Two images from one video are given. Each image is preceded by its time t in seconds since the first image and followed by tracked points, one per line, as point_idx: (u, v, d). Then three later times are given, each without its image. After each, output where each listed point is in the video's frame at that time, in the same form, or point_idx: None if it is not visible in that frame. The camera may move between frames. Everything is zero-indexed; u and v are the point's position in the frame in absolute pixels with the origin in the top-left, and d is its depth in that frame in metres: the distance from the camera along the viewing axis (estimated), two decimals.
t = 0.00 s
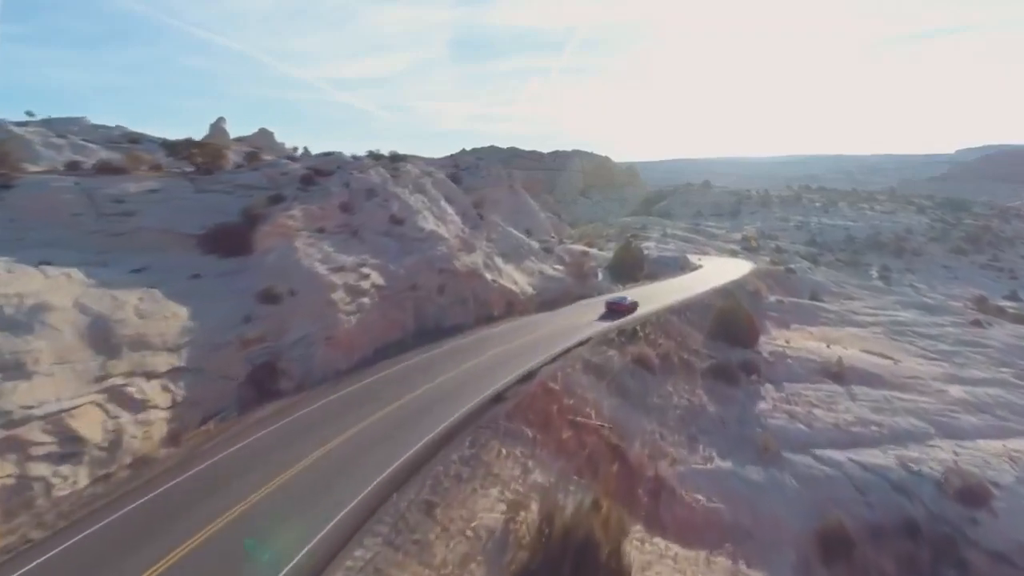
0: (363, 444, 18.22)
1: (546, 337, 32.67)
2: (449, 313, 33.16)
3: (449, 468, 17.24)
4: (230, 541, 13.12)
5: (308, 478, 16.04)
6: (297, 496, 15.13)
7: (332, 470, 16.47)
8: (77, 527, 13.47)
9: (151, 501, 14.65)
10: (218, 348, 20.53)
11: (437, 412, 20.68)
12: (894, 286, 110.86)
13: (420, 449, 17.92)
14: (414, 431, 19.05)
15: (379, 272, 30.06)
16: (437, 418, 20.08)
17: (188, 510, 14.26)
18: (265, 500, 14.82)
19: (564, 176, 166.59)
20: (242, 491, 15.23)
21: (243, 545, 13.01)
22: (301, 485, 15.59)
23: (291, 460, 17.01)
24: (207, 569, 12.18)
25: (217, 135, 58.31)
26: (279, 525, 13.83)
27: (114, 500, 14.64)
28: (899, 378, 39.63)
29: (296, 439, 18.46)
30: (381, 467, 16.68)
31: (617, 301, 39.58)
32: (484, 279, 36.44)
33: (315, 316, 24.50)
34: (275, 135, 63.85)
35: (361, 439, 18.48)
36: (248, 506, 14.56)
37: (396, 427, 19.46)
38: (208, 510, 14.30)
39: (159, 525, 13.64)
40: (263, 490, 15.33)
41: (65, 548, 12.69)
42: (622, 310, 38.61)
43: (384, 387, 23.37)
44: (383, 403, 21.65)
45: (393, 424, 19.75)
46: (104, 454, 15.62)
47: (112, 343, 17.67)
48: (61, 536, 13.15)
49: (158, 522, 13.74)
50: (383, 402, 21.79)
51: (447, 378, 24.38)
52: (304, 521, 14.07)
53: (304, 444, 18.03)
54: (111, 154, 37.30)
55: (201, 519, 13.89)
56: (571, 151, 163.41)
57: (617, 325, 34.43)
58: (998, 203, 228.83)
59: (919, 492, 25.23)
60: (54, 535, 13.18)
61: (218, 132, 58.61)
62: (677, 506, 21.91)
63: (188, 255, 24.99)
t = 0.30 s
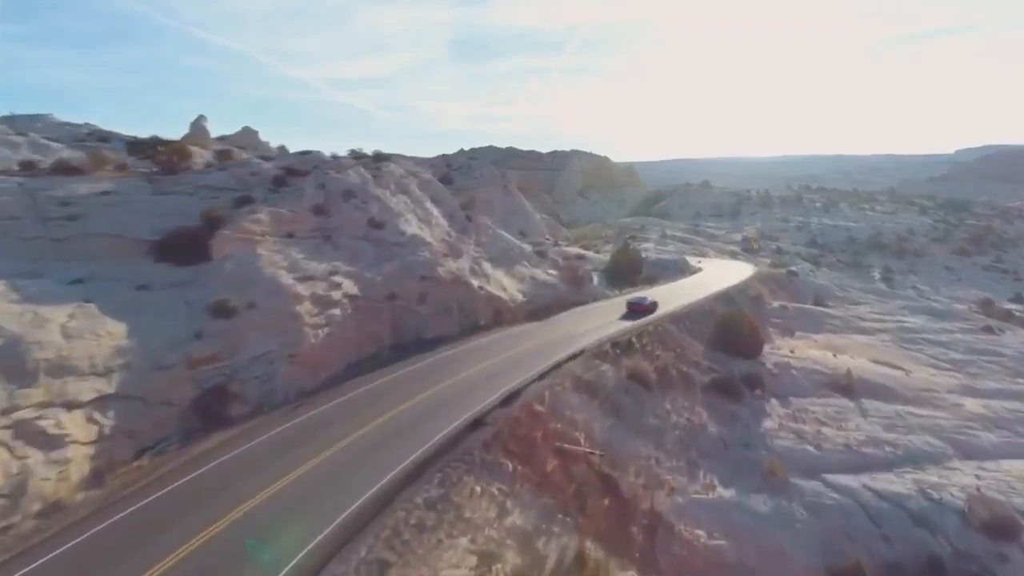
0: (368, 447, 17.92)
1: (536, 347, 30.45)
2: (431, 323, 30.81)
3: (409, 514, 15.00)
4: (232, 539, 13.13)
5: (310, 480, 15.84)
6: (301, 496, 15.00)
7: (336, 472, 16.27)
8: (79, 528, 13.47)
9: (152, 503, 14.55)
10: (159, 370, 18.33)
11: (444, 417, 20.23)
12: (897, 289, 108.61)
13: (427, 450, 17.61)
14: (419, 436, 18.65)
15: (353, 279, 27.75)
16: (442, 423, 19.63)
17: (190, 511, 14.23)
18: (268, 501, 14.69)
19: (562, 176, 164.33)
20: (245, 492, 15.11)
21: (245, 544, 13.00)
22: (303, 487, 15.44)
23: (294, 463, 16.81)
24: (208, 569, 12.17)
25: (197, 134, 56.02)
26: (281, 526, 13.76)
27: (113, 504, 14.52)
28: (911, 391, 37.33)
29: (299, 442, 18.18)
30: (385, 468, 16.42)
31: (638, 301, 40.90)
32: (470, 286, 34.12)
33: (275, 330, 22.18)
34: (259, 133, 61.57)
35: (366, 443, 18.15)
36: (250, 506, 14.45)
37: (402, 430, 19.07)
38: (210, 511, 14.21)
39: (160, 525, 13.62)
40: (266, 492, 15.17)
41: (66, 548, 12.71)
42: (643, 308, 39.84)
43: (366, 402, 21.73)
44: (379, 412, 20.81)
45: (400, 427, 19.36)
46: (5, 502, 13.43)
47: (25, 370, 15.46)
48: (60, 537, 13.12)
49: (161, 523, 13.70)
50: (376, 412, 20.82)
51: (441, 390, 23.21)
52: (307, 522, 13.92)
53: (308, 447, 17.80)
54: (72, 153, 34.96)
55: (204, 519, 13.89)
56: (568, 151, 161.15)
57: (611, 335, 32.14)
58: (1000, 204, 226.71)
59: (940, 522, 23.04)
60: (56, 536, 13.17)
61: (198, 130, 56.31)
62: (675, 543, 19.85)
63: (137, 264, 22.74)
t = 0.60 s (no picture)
0: (373, 450, 17.88)
1: (524, 360, 28.24)
2: (409, 335, 28.52)
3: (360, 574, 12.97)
4: (233, 540, 13.38)
5: (314, 483, 15.93)
6: (303, 500, 15.12)
7: (339, 476, 16.29)
8: (80, 531, 13.68)
9: (153, 507, 14.71)
10: (79, 400, 16.19)
11: (449, 420, 20.01)
12: (900, 291, 106.44)
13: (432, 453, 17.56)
14: (425, 438, 18.53)
15: (321, 289, 25.47)
16: (447, 426, 19.41)
17: (193, 513, 14.40)
18: (270, 506, 14.80)
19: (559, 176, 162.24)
20: (248, 496, 15.24)
21: (244, 545, 13.24)
22: (306, 490, 15.54)
23: (297, 466, 16.87)
24: (208, 570, 12.38)
25: (176, 133, 53.86)
26: (282, 527, 13.95)
27: (114, 508, 14.68)
28: (925, 405, 34.98)
29: (302, 446, 18.13)
30: (390, 470, 16.52)
31: (656, 301, 41.95)
32: (453, 294, 31.85)
33: (224, 349, 19.91)
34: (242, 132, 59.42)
35: (371, 446, 18.08)
36: (253, 510, 14.61)
37: (407, 434, 18.93)
38: (211, 514, 14.37)
39: (161, 527, 13.83)
40: (268, 496, 15.28)
41: (68, 551, 12.97)
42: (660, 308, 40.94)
43: (347, 418, 20.41)
44: (373, 422, 20.00)
45: (404, 431, 19.19)
46: None
47: None
48: (61, 540, 13.36)
49: (164, 525, 13.92)
50: (369, 422, 20.08)
51: (435, 401, 22.25)
52: (308, 526, 14.02)
53: (312, 451, 17.82)
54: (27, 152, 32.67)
55: (206, 521, 14.09)
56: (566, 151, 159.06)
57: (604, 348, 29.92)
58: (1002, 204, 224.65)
59: (965, 561, 20.76)
60: (58, 540, 13.39)
61: (177, 129, 54.15)
62: None
63: (74, 275, 20.49)
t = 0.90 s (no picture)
0: (380, 455, 17.62)
1: (509, 378, 26.02)
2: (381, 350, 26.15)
3: None
4: (234, 541, 13.30)
5: (320, 486, 15.78)
6: (309, 501, 14.99)
7: (345, 480, 16.08)
8: (76, 537, 13.46)
9: (153, 511, 14.52)
10: None
11: (456, 426, 19.68)
12: (903, 294, 104.06)
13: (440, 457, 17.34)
14: (431, 444, 18.27)
15: (281, 302, 23.11)
16: (453, 432, 19.11)
17: (195, 518, 14.22)
18: (275, 509, 14.64)
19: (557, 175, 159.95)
20: (251, 501, 15.01)
21: (244, 545, 13.18)
22: (311, 493, 15.39)
23: (302, 470, 16.67)
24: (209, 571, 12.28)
25: (151, 130, 51.50)
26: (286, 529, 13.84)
27: (110, 514, 14.43)
28: (940, 423, 32.58)
29: (305, 452, 17.86)
30: (400, 471, 16.40)
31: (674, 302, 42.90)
32: (432, 304, 29.50)
33: (158, 373, 17.59)
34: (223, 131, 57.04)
35: (377, 453, 17.79)
36: (256, 514, 14.43)
37: (413, 440, 18.62)
38: (212, 519, 14.19)
39: (161, 532, 13.66)
40: (272, 499, 15.09)
41: (73, 552, 12.92)
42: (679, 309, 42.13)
43: (329, 434, 19.20)
44: (362, 435, 19.15)
45: (410, 437, 18.89)
46: None
47: None
48: (62, 544, 13.22)
49: (165, 529, 13.77)
50: (366, 432, 19.43)
51: (426, 414, 21.20)
52: (311, 530, 13.83)
53: (317, 456, 17.56)
54: None
55: (208, 525, 13.93)
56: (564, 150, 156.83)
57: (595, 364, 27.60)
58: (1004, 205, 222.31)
59: None
60: (54, 545, 13.20)
61: (152, 126, 51.78)
62: None
63: None
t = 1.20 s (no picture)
0: (381, 464, 17.60)
1: (491, 400, 23.88)
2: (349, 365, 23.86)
3: None
4: (237, 541, 13.56)
5: (325, 491, 15.96)
6: (314, 505, 15.21)
7: (348, 487, 16.11)
8: (80, 541, 13.41)
9: (111, 545, 13.39)
10: None
11: (459, 437, 19.49)
12: (907, 297, 101.72)
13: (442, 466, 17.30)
14: (434, 453, 18.21)
15: (230, 315, 20.85)
16: (456, 442, 18.99)
17: (198, 521, 14.30)
18: (279, 513, 14.74)
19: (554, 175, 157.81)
20: (255, 504, 15.12)
21: (244, 545, 13.43)
22: (316, 497, 15.57)
23: (306, 477, 16.74)
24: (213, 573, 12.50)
25: (125, 128, 49.23)
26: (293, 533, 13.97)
27: (41, 554, 12.91)
28: (958, 443, 30.22)
29: (306, 459, 17.95)
30: (404, 478, 16.59)
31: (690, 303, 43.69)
32: (407, 314, 27.21)
33: (70, 405, 15.38)
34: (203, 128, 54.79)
35: (379, 461, 17.75)
36: (265, 514, 14.69)
37: (416, 449, 18.58)
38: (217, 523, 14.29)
39: (163, 537, 13.66)
40: (276, 503, 15.23)
41: (86, 550, 13.13)
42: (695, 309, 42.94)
43: (277, 469, 17.16)
44: (333, 459, 17.95)
45: (412, 446, 18.84)
46: None
47: None
48: (69, 544, 13.35)
49: (171, 531, 13.91)
50: (340, 454, 18.32)
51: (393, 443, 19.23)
52: (313, 534, 14.01)
53: (319, 464, 17.55)
54: None
55: (213, 529, 14.03)
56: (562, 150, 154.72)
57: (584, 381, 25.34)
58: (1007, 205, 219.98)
59: None
60: (57, 547, 13.25)
61: (126, 124, 49.52)
62: None
63: None
